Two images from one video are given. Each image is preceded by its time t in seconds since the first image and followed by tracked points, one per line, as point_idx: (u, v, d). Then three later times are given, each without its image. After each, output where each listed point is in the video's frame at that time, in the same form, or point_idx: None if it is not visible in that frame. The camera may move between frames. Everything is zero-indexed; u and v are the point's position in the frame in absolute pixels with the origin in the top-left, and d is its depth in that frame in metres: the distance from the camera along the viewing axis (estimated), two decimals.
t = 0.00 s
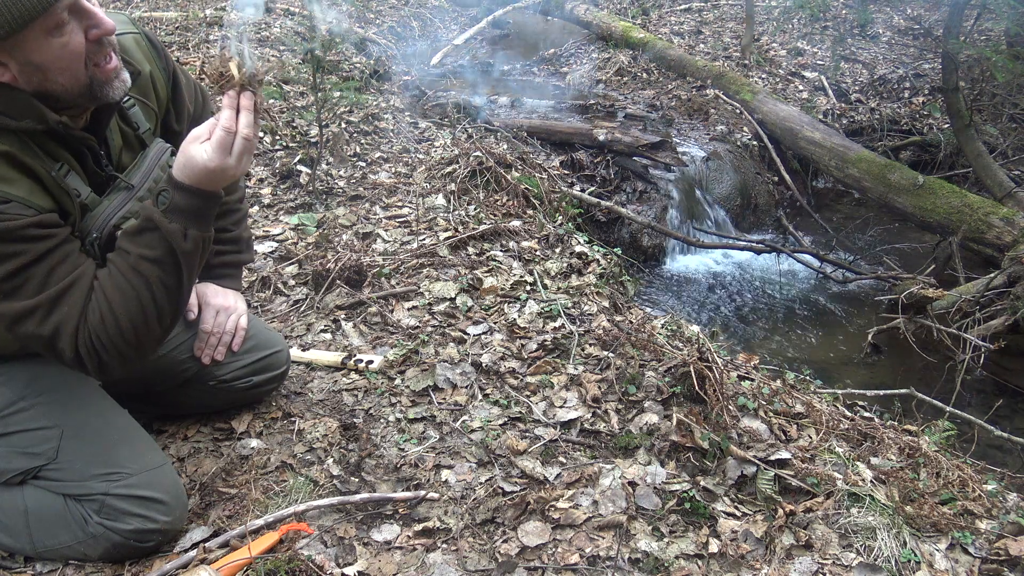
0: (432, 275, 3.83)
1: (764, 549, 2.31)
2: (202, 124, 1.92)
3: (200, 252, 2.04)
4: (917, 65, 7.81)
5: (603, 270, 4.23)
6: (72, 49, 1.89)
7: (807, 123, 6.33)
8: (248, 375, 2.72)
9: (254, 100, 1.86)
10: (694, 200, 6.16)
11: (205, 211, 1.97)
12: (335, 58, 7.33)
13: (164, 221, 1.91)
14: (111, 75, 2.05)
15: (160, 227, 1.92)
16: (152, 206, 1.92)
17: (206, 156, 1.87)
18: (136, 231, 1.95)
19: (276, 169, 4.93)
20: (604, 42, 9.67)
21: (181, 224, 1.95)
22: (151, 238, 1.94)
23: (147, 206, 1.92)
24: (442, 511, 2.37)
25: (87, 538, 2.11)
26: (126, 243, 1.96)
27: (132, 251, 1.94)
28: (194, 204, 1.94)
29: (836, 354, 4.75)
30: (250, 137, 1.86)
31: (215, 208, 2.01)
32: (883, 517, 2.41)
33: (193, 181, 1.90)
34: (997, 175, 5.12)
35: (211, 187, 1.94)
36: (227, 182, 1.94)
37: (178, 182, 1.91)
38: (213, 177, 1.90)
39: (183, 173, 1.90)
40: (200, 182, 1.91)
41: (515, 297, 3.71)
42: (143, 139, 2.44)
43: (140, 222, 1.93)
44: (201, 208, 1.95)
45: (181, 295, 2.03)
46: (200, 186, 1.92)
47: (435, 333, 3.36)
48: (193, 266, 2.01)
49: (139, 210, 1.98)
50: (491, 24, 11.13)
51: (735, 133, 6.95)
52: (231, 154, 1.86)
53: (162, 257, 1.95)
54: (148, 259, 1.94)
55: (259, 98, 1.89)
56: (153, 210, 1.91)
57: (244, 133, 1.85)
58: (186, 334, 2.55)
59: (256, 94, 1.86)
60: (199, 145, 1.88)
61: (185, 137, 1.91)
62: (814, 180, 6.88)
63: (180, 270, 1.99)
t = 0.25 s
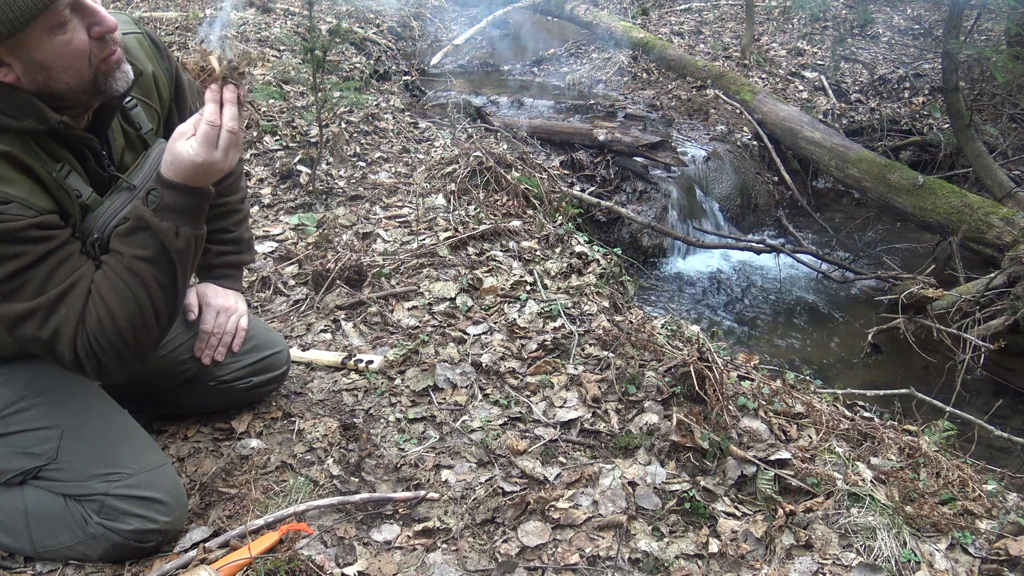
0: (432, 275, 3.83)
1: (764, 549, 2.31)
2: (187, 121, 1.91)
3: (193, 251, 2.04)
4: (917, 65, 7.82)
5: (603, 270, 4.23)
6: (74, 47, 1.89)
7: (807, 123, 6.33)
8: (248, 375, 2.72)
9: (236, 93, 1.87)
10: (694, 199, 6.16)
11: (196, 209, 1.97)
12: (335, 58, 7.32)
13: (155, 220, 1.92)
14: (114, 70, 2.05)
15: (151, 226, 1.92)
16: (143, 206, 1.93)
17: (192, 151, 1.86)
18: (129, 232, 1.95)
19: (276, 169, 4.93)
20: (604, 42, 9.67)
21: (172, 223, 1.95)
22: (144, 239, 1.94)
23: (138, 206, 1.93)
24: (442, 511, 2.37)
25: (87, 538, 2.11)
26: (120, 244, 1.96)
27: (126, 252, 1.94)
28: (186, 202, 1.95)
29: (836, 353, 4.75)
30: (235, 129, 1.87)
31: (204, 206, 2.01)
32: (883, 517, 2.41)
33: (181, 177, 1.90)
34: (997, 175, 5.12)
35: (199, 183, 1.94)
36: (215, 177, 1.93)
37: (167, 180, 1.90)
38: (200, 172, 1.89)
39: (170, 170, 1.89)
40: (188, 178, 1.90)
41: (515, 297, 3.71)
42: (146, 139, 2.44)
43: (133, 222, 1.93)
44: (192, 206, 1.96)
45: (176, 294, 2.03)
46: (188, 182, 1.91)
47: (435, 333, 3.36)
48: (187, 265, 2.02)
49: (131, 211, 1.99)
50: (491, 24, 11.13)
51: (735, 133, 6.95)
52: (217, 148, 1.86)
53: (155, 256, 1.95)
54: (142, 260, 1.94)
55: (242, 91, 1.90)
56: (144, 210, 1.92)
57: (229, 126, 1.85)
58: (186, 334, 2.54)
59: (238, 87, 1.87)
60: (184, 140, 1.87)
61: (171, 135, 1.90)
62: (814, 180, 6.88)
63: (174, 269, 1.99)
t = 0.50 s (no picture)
0: (432, 275, 3.83)
1: (764, 549, 2.30)
2: (179, 123, 1.91)
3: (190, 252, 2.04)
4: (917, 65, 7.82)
5: (603, 270, 4.23)
6: (74, 47, 1.89)
7: (807, 123, 6.33)
8: (248, 375, 2.72)
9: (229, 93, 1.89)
10: (694, 199, 6.16)
11: (191, 209, 1.97)
12: (335, 58, 7.33)
13: (151, 221, 1.92)
14: (114, 68, 2.04)
15: (148, 227, 1.92)
16: (140, 207, 1.93)
17: (187, 150, 1.87)
18: (126, 233, 1.95)
19: (276, 169, 4.93)
20: (604, 42, 9.68)
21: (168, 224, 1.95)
22: (141, 240, 1.94)
23: (135, 207, 1.93)
24: (442, 511, 2.37)
25: (87, 538, 2.11)
26: (118, 245, 1.96)
27: (123, 253, 1.94)
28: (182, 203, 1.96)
29: (836, 354, 4.75)
30: (229, 128, 1.88)
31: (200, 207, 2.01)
32: (883, 517, 2.41)
33: (176, 177, 1.90)
34: (997, 175, 5.12)
35: (194, 184, 1.94)
36: (210, 176, 1.94)
37: (162, 181, 1.91)
38: (195, 172, 1.89)
39: (166, 171, 1.89)
40: (183, 178, 1.90)
41: (515, 297, 3.71)
42: (145, 140, 2.44)
43: (129, 223, 1.93)
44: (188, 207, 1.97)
45: (173, 295, 2.04)
46: (183, 183, 1.91)
47: (435, 333, 3.36)
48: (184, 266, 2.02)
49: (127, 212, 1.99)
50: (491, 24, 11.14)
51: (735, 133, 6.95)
52: (211, 147, 1.87)
53: (152, 257, 1.95)
54: (140, 261, 1.94)
55: (234, 91, 1.93)
56: (140, 211, 1.92)
57: (223, 124, 1.86)
58: (186, 334, 2.54)
59: (231, 87, 1.89)
60: (179, 140, 1.88)
61: (164, 137, 1.90)
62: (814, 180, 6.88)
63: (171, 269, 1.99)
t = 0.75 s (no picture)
0: (432, 275, 3.83)
1: (764, 549, 2.30)
2: (178, 120, 1.93)
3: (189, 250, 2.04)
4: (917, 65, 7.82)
5: (603, 270, 4.23)
6: (73, 45, 1.89)
7: (807, 123, 6.33)
8: (248, 376, 2.72)
9: (226, 90, 1.90)
10: (694, 199, 6.16)
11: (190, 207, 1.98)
12: (335, 58, 7.33)
13: (151, 219, 1.92)
14: (113, 67, 2.04)
15: (147, 225, 1.92)
16: (139, 205, 1.93)
17: (186, 149, 1.88)
18: (125, 232, 1.95)
19: (276, 169, 4.92)
20: (604, 42, 9.68)
21: (168, 222, 1.96)
22: (140, 238, 1.94)
23: (134, 205, 1.93)
24: (442, 511, 2.37)
25: (87, 538, 2.11)
26: (117, 243, 1.96)
27: (122, 251, 1.95)
28: (182, 202, 1.96)
29: (836, 353, 4.75)
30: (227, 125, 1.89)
31: (199, 205, 2.02)
32: (883, 517, 2.41)
33: (175, 176, 1.92)
34: (997, 175, 5.12)
35: (194, 181, 1.96)
36: (210, 173, 1.96)
37: (162, 179, 1.92)
38: (195, 169, 1.91)
39: (165, 169, 1.91)
40: (183, 176, 1.92)
41: (515, 297, 3.72)
42: (144, 139, 2.45)
43: (128, 222, 1.93)
44: (186, 205, 1.97)
45: (172, 293, 2.04)
46: (183, 180, 1.93)
47: (435, 333, 3.36)
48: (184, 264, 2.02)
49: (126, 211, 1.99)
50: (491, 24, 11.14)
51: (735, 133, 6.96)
52: (211, 145, 1.89)
53: (152, 255, 1.95)
54: (139, 259, 1.94)
55: (232, 88, 1.93)
56: (140, 209, 1.92)
57: (221, 122, 1.87)
58: (185, 334, 2.54)
59: (228, 84, 1.89)
60: (178, 139, 1.89)
61: (164, 134, 1.92)
62: (814, 180, 6.88)
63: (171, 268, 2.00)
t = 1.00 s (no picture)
0: (432, 275, 3.83)
1: (764, 549, 2.30)
2: (178, 120, 1.93)
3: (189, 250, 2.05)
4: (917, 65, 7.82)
5: (603, 270, 4.23)
6: (73, 44, 1.89)
7: (807, 123, 6.33)
8: (248, 376, 2.72)
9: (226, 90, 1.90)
10: (694, 199, 6.16)
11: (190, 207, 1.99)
12: (335, 58, 7.33)
13: (151, 218, 1.92)
14: (112, 66, 2.04)
15: (147, 224, 1.92)
16: (139, 205, 1.93)
17: (186, 148, 1.89)
18: (126, 231, 1.95)
19: (275, 169, 4.92)
20: (604, 42, 9.68)
21: (168, 221, 1.96)
22: (140, 237, 1.94)
23: (134, 204, 1.93)
24: (442, 511, 2.37)
25: (87, 538, 2.10)
26: (117, 243, 1.96)
27: (122, 251, 1.95)
28: (182, 201, 1.97)
29: (836, 353, 4.75)
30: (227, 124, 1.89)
31: (199, 205, 2.02)
32: (884, 517, 2.41)
33: (175, 175, 1.92)
34: (998, 175, 5.12)
35: (194, 180, 1.96)
36: (210, 172, 1.96)
37: (162, 178, 1.93)
38: (195, 168, 1.92)
39: (165, 169, 1.91)
40: (183, 175, 1.93)
41: (515, 297, 3.72)
42: (144, 139, 2.45)
43: (128, 221, 1.94)
44: (187, 205, 1.98)
45: (172, 292, 2.04)
46: (182, 179, 1.94)
47: (435, 333, 3.36)
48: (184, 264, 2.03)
49: (126, 211, 1.99)
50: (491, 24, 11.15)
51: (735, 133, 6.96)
52: (210, 144, 1.89)
53: (152, 254, 1.95)
54: (139, 258, 1.94)
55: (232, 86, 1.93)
56: (140, 209, 1.92)
57: (221, 121, 1.88)
58: (185, 334, 2.54)
59: (228, 84, 1.90)
60: (178, 138, 1.90)
61: (164, 134, 1.92)
62: (814, 180, 6.88)
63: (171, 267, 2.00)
